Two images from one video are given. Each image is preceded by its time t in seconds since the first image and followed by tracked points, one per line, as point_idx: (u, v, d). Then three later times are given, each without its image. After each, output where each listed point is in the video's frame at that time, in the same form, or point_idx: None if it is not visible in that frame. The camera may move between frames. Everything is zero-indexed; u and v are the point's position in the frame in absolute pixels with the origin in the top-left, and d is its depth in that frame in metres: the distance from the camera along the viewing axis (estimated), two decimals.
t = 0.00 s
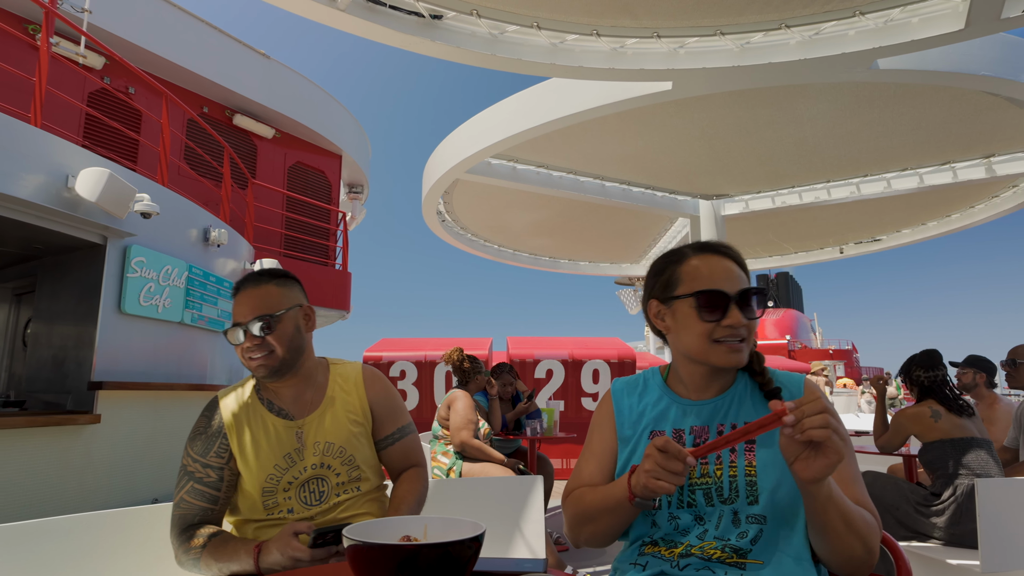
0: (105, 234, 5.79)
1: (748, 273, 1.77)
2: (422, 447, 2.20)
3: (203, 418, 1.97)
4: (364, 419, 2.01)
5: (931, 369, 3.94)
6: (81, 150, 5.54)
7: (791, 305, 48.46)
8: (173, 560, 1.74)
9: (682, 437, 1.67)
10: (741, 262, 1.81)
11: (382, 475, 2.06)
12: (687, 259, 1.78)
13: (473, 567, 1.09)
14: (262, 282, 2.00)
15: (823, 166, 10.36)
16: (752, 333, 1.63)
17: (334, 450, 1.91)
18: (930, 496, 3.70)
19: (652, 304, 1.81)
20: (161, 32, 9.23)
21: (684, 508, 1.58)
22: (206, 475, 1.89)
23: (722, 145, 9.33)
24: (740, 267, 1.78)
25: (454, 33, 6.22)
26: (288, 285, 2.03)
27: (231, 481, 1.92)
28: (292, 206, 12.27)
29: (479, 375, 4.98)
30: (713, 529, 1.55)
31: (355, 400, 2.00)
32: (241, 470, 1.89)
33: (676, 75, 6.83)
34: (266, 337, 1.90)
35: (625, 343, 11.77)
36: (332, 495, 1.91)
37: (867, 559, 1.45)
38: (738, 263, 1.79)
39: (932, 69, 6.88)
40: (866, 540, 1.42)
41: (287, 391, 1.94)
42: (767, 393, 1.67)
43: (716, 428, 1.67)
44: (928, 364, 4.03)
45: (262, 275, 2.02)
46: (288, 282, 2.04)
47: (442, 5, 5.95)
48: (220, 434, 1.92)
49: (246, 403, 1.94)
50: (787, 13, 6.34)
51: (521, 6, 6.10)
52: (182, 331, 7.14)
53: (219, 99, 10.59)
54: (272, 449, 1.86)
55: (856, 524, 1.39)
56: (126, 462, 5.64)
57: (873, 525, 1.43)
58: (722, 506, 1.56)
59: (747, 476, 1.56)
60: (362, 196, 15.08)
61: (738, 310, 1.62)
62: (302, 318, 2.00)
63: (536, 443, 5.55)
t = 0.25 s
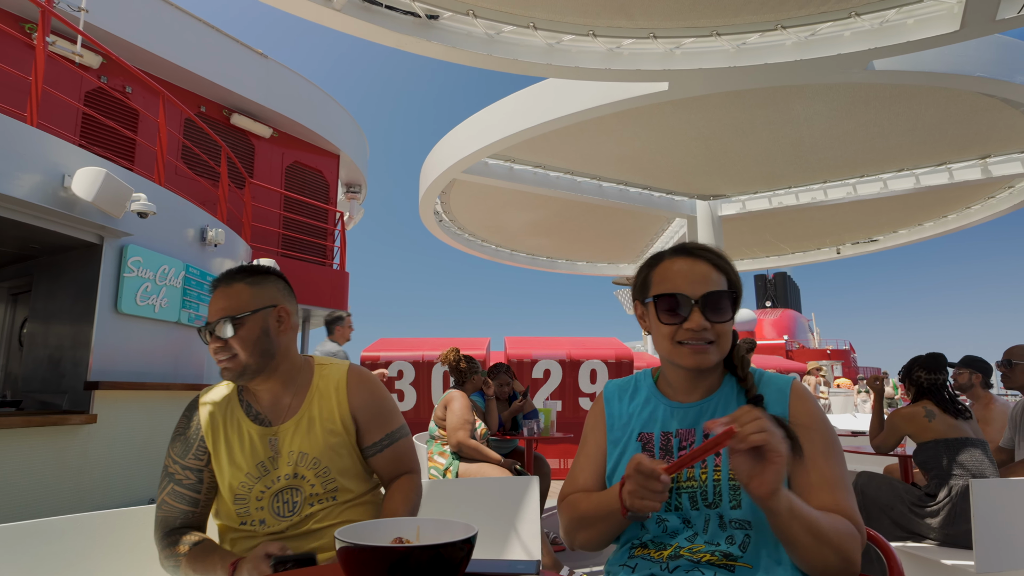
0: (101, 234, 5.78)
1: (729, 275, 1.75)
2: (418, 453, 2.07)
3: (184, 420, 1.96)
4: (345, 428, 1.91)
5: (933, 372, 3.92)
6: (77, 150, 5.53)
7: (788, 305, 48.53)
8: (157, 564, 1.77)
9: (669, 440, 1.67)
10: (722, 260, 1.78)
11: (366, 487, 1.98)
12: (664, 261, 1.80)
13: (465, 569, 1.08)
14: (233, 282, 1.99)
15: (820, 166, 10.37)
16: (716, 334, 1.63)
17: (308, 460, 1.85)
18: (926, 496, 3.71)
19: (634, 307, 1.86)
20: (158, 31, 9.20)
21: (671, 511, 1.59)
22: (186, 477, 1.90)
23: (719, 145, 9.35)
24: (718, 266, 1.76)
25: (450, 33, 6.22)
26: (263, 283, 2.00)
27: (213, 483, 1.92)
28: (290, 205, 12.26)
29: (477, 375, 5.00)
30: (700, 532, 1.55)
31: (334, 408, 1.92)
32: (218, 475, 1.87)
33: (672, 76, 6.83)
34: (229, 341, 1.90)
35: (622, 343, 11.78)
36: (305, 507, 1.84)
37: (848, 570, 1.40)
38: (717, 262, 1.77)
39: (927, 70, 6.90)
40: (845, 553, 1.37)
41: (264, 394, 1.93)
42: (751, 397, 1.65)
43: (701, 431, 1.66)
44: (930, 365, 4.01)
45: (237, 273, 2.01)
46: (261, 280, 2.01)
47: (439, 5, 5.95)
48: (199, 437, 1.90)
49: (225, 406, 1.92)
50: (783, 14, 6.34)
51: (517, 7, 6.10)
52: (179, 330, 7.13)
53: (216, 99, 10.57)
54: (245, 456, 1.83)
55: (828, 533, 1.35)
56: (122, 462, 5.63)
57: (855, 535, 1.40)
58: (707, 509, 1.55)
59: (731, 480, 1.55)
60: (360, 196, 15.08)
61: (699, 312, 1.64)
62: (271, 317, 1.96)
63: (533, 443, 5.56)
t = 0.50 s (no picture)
0: (99, 234, 5.77)
1: (719, 276, 1.75)
2: (413, 458, 2.01)
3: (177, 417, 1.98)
4: (320, 437, 1.83)
5: (927, 372, 3.97)
6: (75, 150, 5.52)
7: (785, 306, 48.54)
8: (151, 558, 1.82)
9: (659, 441, 1.66)
10: (713, 261, 1.78)
11: (352, 491, 1.90)
12: (655, 261, 1.81)
13: (460, 569, 1.09)
14: (213, 279, 1.99)
15: (818, 167, 10.38)
16: (700, 334, 1.63)
17: (278, 468, 1.78)
18: (924, 496, 3.71)
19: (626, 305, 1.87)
20: (157, 31, 9.20)
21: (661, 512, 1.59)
22: (178, 472, 1.94)
23: (716, 146, 9.36)
24: (708, 267, 1.76)
25: (448, 33, 6.22)
26: (241, 282, 1.97)
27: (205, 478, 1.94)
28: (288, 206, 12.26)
29: (476, 375, 5.01)
30: (691, 534, 1.55)
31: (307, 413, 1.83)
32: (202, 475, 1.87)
33: (670, 77, 6.84)
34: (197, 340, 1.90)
35: (621, 344, 11.79)
36: (278, 514, 1.79)
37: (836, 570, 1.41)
38: (707, 263, 1.77)
39: (924, 70, 6.91)
40: (826, 555, 1.37)
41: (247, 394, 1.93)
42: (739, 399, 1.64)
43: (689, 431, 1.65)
44: (923, 366, 4.06)
45: (222, 269, 2.01)
46: (239, 277, 1.98)
47: (436, 5, 5.95)
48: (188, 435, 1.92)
49: (211, 405, 1.92)
50: (780, 14, 6.35)
51: (515, 7, 6.11)
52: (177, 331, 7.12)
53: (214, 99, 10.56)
54: (220, 458, 1.81)
55: (807, 535, 1.36)
56: (120, 463, 5.62)
57: (843, 536, 1.40)
58: (695, 511, 1.55)
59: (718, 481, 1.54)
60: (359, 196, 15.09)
61: (685, 311, 1.64)
62: (241, 316, 1.92)
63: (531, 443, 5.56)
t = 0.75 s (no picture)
0: (98, 232, 5.77)
1: (717, 272, 1.81)
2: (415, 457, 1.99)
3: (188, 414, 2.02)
4: (321, 432, 1.83)
5: (925, 370, 3.99)
6: (73, 148, 5.52)
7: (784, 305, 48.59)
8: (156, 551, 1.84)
9: (653, 434, 1.67)
10: (710, 258, 1.84)
11: (353, 488, 1.90)
12: (655, 256, 1.83)
13: (456, 559, 1.10)
14: (208, 278, 1.97)
15: (816, 165, 10.39)
16: (713, 323, 1.66)
17: (281, 463, 1.80)
18: (920, 493, 3.73)
19: (624, 298, 1.86)
20: (155, 30, 9.19)
21: (656, 504, 1.60)
22: (184, 466, 1.97)
23: (714, 144, 9.38)
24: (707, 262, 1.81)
25: (446, 31, 6.22)
26: (236, 278, 1.96)
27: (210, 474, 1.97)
28: (287, 205, 12.26)
29: (475, 373, 5.02)
30: (686, 524, 1.55)
31: (310, 409, 1.84)
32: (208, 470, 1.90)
33: (668, 75, 6.85)
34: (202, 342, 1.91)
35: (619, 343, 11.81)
36: (279, 510, 1.80)
37: (829, 558, 1.42)
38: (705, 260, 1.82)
39: (921, 69, 6.93)
40: (823, 543, 1.38)
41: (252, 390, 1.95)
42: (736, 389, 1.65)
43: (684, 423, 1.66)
44: (921, 364, 4.08)
45: (216, 267, 2.00)
46: (236, 273, 1.98)
47: (434, 3, 5.95)
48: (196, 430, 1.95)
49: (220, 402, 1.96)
50: (777, 12, 6.36)
51: (513, 5, 6.12)
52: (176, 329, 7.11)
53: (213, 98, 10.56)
54: (226, 452, 1.84)
55: (807, 524, 1.35)
56: (119, 461, 5.62)
57: (839, 524, 1.41)
58: (690, 501, 1.56)
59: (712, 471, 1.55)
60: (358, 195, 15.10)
61: (701, 300, 1.66)
62: (240, 312, 1.92)
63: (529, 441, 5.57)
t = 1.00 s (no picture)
0: (95, 232, 5.76)
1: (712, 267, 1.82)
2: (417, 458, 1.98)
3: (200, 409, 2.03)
4: (338, 425, 1.86)
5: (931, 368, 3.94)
6: (70, 147, 5.51)
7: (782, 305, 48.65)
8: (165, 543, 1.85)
9: (647, 429, 1.67)
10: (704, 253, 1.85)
11: (362, 487, 1.91)
12: (651, 252, 1.83)
13: (447, 553, 1.10)
14: (224, 279, 1.99)
15: (813, 164, 10.41)
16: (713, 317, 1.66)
17: (297, 456, 1.82)
18: (916, 491, 3.74)
19: (621, 296, 1.85)
20: (153, 30, 9.19)
21: (650, 498, 1.60)
22: (197, 463, 1.98)
23: (711, 144, 9.39)
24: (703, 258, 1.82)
25: (442, 30, 6.23)
26: (250, 277, 2.00)
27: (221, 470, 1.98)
28: (285, 205, 12.26)
29: (471, 372, 5.03)
30: (678, 518, 1.56)
31: (328, 403, 1.87)
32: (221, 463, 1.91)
33: (664, 73, 6.85)
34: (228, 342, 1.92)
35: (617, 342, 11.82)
36: (292, 502, 1.81)
37: (822, 550, 1.42)
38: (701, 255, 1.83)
39: (916, 67, 6.94)
40: (815, 534, 1.38)
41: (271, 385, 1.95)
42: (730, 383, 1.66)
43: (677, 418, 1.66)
44: (926, 362, 4.03)
45: (224, 271, 2.01)
46: (253, 273, 2.02)
47: (429, 1, 5.95)
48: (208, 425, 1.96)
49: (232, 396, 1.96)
50: (773, 11, 6.37)
51: (509, 3, 6.12)
52: (174, 329, 7.11)
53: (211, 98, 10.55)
54: (241, 445, 1.85)
55: (798, 516, 1.35)
56: (116, 460, 5.61)
57: (832, 516, 1.41)
58: (683, 495, 1.56)
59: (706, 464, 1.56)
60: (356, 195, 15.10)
61: (701, 293, 1.66)
62: (264, 310, 1.97)
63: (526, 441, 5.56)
